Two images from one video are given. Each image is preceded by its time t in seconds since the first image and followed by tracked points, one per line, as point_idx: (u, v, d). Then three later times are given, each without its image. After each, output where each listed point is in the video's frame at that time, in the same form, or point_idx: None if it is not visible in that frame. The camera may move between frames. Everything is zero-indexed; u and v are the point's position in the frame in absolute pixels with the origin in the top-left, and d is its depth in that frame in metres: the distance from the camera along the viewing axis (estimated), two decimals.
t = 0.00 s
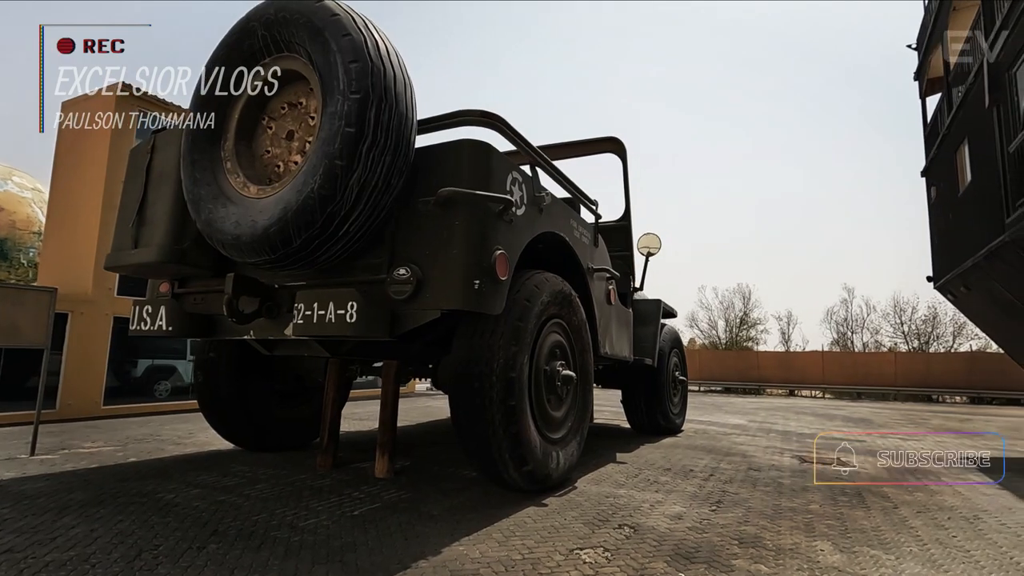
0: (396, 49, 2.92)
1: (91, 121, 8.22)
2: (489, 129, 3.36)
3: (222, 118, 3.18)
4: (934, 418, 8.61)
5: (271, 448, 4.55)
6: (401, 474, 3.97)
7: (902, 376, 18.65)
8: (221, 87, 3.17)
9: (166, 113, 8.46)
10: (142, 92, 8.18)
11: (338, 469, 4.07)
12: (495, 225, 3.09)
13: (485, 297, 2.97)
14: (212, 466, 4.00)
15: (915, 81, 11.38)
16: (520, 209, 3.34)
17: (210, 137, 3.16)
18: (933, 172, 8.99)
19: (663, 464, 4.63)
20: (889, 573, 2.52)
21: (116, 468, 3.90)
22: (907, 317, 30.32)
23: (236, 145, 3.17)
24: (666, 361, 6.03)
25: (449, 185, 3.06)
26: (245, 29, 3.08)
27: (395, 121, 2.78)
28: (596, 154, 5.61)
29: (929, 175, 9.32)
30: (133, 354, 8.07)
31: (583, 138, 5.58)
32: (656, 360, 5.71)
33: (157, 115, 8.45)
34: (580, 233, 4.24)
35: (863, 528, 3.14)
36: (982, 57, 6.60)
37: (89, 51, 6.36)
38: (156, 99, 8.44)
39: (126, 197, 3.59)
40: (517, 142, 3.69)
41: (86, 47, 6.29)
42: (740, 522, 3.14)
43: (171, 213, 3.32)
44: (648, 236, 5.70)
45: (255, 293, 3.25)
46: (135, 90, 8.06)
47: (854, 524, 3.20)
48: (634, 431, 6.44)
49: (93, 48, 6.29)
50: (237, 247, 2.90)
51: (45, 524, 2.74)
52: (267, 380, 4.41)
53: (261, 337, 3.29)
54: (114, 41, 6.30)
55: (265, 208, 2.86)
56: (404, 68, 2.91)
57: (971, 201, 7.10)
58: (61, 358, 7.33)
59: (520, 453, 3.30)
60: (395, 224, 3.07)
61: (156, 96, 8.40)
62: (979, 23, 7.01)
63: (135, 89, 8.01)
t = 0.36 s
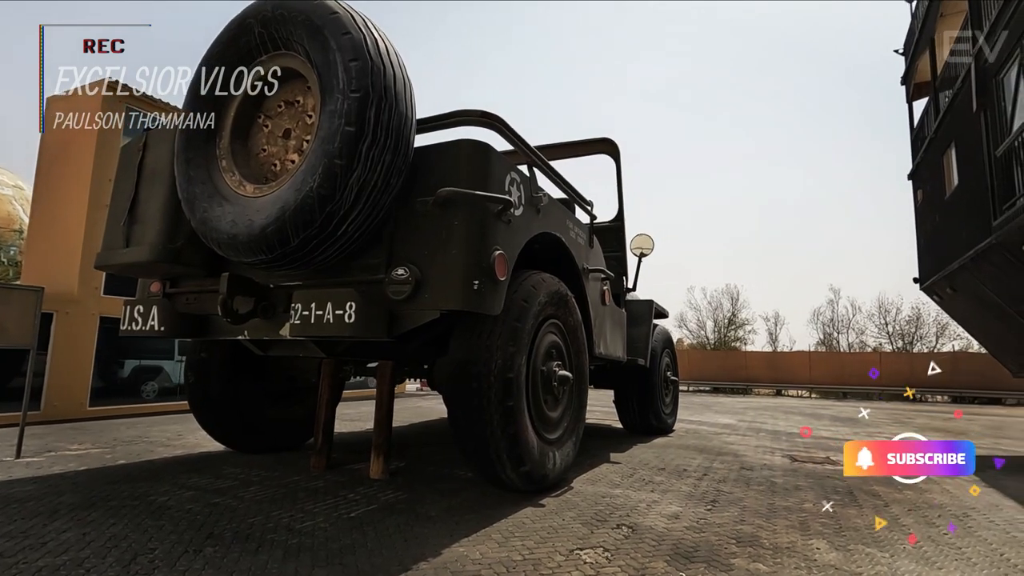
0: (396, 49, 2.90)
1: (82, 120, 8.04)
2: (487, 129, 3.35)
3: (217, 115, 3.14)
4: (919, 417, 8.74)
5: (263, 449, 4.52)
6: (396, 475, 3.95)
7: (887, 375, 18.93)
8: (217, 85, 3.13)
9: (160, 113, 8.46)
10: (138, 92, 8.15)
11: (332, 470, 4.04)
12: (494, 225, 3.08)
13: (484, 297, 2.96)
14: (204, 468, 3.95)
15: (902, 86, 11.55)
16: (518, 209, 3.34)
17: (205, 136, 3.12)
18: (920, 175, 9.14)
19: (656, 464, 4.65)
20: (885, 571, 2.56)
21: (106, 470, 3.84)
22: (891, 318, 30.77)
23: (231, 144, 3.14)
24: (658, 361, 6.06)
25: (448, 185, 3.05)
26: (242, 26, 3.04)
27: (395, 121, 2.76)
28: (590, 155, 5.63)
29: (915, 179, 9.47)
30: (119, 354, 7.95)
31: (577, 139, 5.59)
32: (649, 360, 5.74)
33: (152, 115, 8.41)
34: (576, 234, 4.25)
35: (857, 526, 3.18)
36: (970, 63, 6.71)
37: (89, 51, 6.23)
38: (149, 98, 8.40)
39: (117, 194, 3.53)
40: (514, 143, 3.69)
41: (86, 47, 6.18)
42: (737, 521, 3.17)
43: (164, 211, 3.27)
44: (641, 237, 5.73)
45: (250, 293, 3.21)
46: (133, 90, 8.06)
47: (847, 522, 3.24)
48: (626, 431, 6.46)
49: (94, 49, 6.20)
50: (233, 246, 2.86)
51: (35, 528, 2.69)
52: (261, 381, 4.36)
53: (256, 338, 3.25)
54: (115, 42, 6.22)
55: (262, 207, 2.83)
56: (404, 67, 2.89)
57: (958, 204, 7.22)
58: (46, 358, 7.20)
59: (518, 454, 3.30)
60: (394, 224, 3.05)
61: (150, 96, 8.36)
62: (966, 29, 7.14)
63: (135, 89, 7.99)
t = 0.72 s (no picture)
0: (397, 47, 2.89)
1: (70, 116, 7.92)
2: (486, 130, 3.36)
3: (215, 113, 3.12)
4: (905, 416, 8.89)
5: (254, 450, 4.48)
6: (392, 476, 3.93)
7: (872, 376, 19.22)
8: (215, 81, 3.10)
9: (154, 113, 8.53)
10: (136, 92, 8.27)
11: (327, 471, 4.02)
12: (493, 225, 3.08)
13: (484, 297, 2.96)
14: (196, 469, 3.90)
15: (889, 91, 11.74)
16: (517, 210, 3.34)
17: (201, 133, 3.09)
18: (906, 179, 9.29)
19: (650, 463, 4.68)
20: (881, 567, 2.60)
21: (96, 472, 3.78)
22: (876, 319, 31.25)
23: (228, 141, 3.11)
24: (650, 362, 6.10)
25: (447, 185, 3.04)
26: (240, 23, 3.01)
27: (397, 120, 2.76)
28: (584, 156, 5.65)
29: (902, 182, 9.63)
30: (105, 354, 7.84)
31: (571, 141, 5.61)
32: (641, 359, 5.77)
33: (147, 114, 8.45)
34: (572, 234, 4.27)
35: (850, 523, 3.22)
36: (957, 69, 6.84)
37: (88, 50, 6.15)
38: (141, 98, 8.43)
39: (109, 192, 3.48)
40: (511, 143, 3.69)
41: (85, 46, 6.08)
42: (733, 519, 3.20)
43: (159, 209, 3.23)
44: (634, 238, 5.76)
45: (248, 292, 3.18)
46: (130, 90, 8.16)
47: (841, 520, 3.28)
48: (618, 431, 6.49)
49: (92, 48, 6.11)
50: (230, 245, 2.84)
51: (28, 530, 2.64)
52: (253, 382, 4.31)
53: (252, 337, 3.22)
54: (113, 41, 6.14)
55: (261, 206, 2.81)
56: (404, 66, 2.88)
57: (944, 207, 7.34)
58: (31, 359, 7.07)
59: (516, 454, 3.30)
60: (394, 224, 3.04)
61: (146, 96, 8.46)
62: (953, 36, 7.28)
63: (133, 89, 8.13)
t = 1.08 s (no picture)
0: (397, 47, 2.89)
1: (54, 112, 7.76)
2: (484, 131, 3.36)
3: (211, 111, 3.08)
4: (889, 416, 9.04)
5: (245, 451, 4.43)
6: (386, 477, 3.92)
7: (856, 376, 19.52)
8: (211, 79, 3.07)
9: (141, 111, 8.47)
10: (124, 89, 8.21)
11: (320, 472, 3.99)
12: (492, 226, 3.08)
13: (483, 297, 2.96)
14: (187, 472, 3.85)
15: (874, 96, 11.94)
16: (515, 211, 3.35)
17: (197, 131, 3.06)
18: (891, 183, 9.45)
19: (643, 463, 4.72)
20: (874, 564, 2.65)
21: (85, 474, 3.72)
22: (859, 320, 31.74)
23: (225, 140, 3.08)
24: (641, 362, 6.13)
25: (446, 186, 3.04)
26: (237, 21, 2.99)
27: (397, 120, 2.75)
28: (576, 157, 5.68)
29: (887, 186, 9.80)
30: (90, 355, 7.71)
31: (564, 143, 5.64)
32: (633, 360, 5.80)
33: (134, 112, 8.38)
34: (567, 235, 4.29)
35: (841, 521, 3.28)
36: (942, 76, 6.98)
37: (88, 50, 6.04)
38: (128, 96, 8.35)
39: (100, 190, 3.43)
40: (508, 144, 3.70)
41: (85, 46, 5.98)
42: (727, 518, 3.24)
43: (152, 208, 3.19)
44: (626, 240, 5.80)
45: (243, 292, 3.15)
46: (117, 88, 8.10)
47: (832, 518, 3.34)
48: (609, 431, 6.53)
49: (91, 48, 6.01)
50: (227, 244, 2.81)
51: (19, 534, 2.59)
52: (245, 383, 4.27)
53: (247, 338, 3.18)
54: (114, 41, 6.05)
55: (259, 205, 2.78)
56: (404, 66, 2.88)
57: (929, 211, 7.49)
58: (14, 359, 6.94)
59: (513, 454, 3.30)
60: (392, 224, 3.03)
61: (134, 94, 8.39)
62: (939, 44, 7.44)
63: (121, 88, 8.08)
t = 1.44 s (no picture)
0: (396, 49, 2.88)
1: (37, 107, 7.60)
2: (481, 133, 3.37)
3: (206, 111, 3.05)
4: (872, 415, 9.21)
5: (234, 454, 4.39)
6: (380, 479, 3.90)
7: (839, 377, 19.83)
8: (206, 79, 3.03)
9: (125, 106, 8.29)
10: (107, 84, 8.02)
11: (313, 475, 3.96)
12: (489, 228, 3.09)
13: (481, 299, 2.97)
14: (178, 475, 3.81)
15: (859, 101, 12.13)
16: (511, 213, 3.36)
17: (191, 130, 3.02)
18: (876, 187, 9.62)
19: (634, 463, 4.75)
20: (865, 561, 2.70)
21: (73, 478, 3.66)
22: (841, 321, 32.24)
23: (220, 139, 3.05)
24: (632, 363, 6.18)
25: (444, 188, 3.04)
26: (233, 19, 2.96)
27: (396, 122, 2.75)
28: (568, 159, 5.70)
29: (871, 190, 9.97)
30: (73, 356, 7.57)
31: (557, 145, 5.66)
32: (624, 361, 5.84)
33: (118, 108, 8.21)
34: (561, 237, 4.31)
35: (832, 520, 3.33)
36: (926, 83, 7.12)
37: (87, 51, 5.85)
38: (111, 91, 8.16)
39: (89, 188, 3.37)
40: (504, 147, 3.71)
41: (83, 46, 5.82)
42: (721, 517, 3.28)
43: (144, 208, 3.15)
44: (617, 241, 5.83)
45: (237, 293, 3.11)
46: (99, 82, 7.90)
47: (823, 516, 3.39)
48: (599, 432, 6.56)
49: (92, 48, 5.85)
50: (223, 245, 2.78)
51: (9, 540, 2.54)
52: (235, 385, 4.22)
53: (240, 339, 3.15)
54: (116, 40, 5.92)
55: (256, 206, 2.76)
56: (403, 68, 2.88)
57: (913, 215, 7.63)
58: None
59: (509, 456, 3.31)
60: (389, 225, 3.03)
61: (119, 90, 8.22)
62: (923, 51, 7.58)
63: (103, 82, 7.90)
